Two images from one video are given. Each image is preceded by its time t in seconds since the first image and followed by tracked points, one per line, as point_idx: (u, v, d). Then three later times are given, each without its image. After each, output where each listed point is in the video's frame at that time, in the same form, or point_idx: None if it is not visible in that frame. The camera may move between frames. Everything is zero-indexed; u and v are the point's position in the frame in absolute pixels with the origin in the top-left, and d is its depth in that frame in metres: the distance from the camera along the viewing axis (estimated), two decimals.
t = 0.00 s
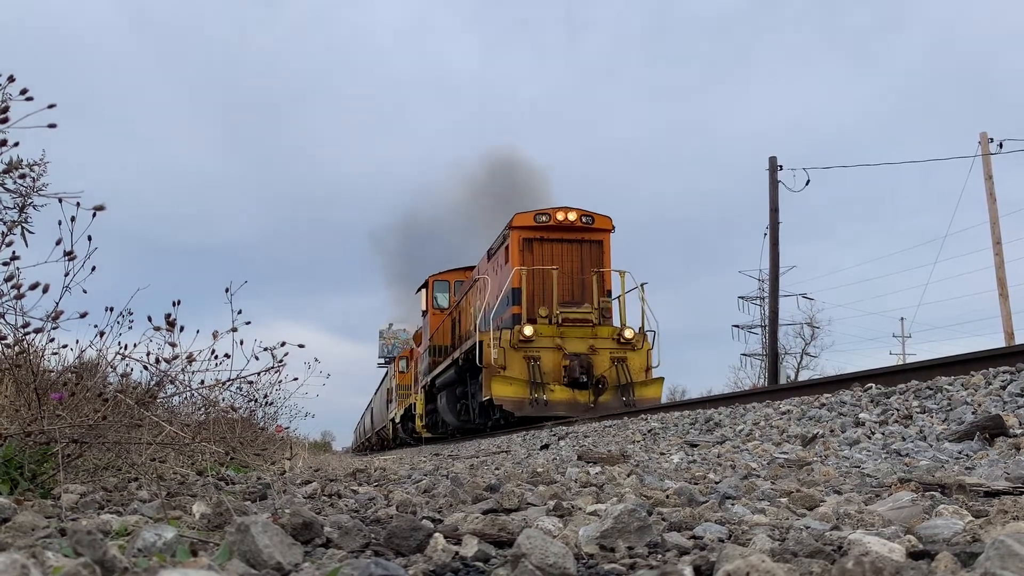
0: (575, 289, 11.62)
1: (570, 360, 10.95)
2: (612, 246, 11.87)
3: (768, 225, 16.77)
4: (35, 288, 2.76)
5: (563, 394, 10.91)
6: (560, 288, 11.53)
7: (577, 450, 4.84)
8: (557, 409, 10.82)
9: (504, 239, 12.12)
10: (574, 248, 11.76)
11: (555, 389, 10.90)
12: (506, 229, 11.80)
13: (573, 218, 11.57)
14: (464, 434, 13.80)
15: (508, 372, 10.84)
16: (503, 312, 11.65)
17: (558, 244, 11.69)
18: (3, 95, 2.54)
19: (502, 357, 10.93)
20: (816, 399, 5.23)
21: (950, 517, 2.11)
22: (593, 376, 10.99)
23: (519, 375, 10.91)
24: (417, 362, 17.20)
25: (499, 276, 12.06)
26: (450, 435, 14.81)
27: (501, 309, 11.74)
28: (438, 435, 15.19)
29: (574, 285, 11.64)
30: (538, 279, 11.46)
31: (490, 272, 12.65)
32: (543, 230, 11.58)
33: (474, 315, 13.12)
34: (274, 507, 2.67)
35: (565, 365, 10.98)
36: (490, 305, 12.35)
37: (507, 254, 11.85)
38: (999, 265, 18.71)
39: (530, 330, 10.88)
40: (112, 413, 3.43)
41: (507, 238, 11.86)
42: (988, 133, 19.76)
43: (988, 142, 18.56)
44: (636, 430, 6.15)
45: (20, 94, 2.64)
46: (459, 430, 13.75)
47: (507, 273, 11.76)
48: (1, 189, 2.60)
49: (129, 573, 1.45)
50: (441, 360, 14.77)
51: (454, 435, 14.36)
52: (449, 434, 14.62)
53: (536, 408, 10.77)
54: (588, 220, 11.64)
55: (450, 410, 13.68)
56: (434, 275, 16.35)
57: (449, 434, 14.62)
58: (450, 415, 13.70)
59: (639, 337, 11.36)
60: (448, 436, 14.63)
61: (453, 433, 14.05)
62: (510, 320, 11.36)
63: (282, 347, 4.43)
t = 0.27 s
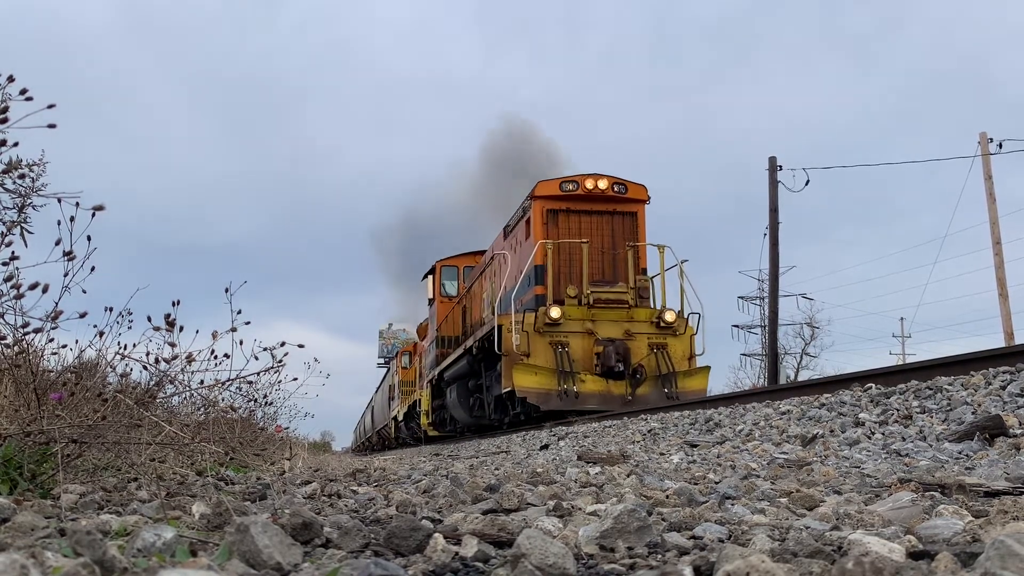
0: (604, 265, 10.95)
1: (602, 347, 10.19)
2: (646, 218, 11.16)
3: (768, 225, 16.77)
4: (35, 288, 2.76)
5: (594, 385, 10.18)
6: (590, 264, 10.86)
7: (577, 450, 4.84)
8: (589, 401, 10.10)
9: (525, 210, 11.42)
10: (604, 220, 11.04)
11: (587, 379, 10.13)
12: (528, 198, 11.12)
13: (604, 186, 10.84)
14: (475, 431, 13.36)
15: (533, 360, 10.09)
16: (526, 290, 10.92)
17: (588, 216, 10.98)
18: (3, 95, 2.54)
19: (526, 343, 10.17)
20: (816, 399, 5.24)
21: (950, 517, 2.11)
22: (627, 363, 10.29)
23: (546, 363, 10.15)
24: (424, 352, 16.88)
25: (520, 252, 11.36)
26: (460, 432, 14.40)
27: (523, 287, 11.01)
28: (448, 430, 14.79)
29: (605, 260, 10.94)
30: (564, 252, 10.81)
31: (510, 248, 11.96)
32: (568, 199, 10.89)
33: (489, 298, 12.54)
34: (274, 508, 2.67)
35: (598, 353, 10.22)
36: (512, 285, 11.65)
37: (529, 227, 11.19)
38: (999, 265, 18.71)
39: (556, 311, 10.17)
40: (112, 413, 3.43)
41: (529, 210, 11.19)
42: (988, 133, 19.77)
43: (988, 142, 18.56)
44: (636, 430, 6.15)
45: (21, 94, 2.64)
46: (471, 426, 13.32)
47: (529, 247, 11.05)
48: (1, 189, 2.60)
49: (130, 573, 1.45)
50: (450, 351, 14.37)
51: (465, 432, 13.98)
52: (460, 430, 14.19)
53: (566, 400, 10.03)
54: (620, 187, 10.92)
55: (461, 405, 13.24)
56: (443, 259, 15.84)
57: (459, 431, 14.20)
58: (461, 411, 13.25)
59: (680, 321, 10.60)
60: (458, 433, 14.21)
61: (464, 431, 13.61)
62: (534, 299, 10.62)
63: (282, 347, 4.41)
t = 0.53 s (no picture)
0: (645, 233, 10.05)
1: (645, 330, 9.36)
2: (691, 180, 10.29)
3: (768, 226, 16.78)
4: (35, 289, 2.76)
5: (639, 372, 9.32)
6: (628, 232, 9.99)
7: (577, 450, 4.84)
8: (633, 390, 9.24)
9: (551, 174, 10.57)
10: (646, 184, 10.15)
11: (629, 367, 9.27)
12: (554, 159, 10.24)
13: (646, 145, 9.92)
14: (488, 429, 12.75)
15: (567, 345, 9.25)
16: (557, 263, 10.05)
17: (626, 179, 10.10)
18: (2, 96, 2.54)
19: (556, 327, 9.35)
20: (816, 399, 5.24)
21: (950, 517, 2.11)
22: (677, 348, 9.40)
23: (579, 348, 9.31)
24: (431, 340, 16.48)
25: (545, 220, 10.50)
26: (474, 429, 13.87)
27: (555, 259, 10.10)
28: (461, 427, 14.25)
29: (645, 228, 10.07)
30: (600, 220, 9.95)
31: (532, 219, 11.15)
32: (601, 160, 10.03)
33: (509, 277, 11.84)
34: (274, 508, 2.68)
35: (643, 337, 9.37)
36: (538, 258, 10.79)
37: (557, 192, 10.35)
38: (999, 266, 18.70)
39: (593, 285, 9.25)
40: (112, 413, 3.43)
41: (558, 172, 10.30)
42: (988, 133, 19.77)
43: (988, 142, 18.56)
44: (636, 430, 6.15)
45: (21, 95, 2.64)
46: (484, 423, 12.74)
47: (558, 215, 10.18)
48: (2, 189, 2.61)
49: (130, 573, 1.45)
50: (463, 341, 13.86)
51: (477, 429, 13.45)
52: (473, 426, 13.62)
53: (605, 389, 9.21)
54: (663, 145, 10.07)
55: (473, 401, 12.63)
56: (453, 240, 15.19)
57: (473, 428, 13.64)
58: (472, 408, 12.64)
59: (736, 301, 9.68)
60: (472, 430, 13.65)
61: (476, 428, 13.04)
62: (565, 274, 9.78)
63: (282, 347, 4.27)
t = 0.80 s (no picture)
0: (702, 189, 9.28)
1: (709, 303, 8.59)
2: (753, 132, 9.55)
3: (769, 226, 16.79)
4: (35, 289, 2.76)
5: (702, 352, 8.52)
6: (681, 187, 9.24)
7: (577, 450, 4.83)
8: (697, 373, 8.43)
9: (591, 126, 9.81)
10: (702, 136, 9.40)
11: (691, 348, 8.47)
12: (594, 104, 9.48)
13: (701, 88, 9.23)
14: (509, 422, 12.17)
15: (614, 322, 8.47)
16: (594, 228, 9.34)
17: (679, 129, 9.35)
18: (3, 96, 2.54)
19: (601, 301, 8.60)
20: (816, 399, 5.23)
21: (951, 517, 2.11)
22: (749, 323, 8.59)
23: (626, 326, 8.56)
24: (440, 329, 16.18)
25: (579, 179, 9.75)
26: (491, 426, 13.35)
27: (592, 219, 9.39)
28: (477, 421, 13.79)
29: (701, 184, 9.29)
30: (649, 175, 9.23)
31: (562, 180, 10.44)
32: (647, 104, 9.28)
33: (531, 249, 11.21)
34: (274, 508, 2.68)
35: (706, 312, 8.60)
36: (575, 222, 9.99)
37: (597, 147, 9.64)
38: (999, 266, 18.70)
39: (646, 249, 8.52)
40: (112, 413, 3.43)
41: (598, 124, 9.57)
42: (988, 133, 19.77)
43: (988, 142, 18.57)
44: (636, 430, 6.15)
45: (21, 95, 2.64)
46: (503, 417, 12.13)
47: (596, 171, 9.45)
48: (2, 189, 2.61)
49: (130, 573, 1.45)
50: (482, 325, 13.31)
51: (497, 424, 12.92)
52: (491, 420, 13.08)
53: (662, 373, 8.41)
54: (721, 90, 9.35)
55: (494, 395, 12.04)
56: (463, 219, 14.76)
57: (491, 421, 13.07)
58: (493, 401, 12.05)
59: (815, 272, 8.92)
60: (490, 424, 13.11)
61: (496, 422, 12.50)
62: (608, 239, 9.03)
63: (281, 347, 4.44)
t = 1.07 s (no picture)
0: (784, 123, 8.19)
1: (807, 263, 7.52)
2: (844, 57, 8.56)
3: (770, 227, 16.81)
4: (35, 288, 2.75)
5: (802, 323, 7.36)
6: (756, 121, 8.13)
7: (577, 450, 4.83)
8: (800, 349, 7.28)
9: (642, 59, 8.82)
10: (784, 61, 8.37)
11: (787, 319, 7.34)
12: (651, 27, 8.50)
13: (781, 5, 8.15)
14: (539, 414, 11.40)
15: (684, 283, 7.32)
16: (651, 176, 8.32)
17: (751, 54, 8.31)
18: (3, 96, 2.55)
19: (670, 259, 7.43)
20: (816, 399, 5.23)
21: (951, 517, 2.11)
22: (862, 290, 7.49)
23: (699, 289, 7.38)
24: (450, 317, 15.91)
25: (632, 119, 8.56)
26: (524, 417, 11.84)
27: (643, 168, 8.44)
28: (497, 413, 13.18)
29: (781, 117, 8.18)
30: (720, 107, 8.10)
31: (597, 135, 9.57)
32: (719, 22, 8.22)
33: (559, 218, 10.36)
34: (274, 508, 2.67)
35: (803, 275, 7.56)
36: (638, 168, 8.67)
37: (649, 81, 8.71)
38: (999, 266, 18.72)
39: (729, 194, 7.35)
40: (112, 412, 3.43)
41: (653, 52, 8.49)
42: (987, 134, 19.81)
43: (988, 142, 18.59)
44: (636, 430, 6.14)
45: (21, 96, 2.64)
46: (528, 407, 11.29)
47: (653, 106, 8.36)
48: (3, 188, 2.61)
49: (130, 573, 1.45)
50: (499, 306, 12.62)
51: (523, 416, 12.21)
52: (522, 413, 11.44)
53: (754, 350, 7.20)
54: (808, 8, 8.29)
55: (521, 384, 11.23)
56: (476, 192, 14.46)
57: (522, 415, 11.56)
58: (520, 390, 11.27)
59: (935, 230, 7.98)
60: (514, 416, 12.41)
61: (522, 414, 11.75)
62: (670, 187, 7.97)
63: (282, 348, 4.50)
